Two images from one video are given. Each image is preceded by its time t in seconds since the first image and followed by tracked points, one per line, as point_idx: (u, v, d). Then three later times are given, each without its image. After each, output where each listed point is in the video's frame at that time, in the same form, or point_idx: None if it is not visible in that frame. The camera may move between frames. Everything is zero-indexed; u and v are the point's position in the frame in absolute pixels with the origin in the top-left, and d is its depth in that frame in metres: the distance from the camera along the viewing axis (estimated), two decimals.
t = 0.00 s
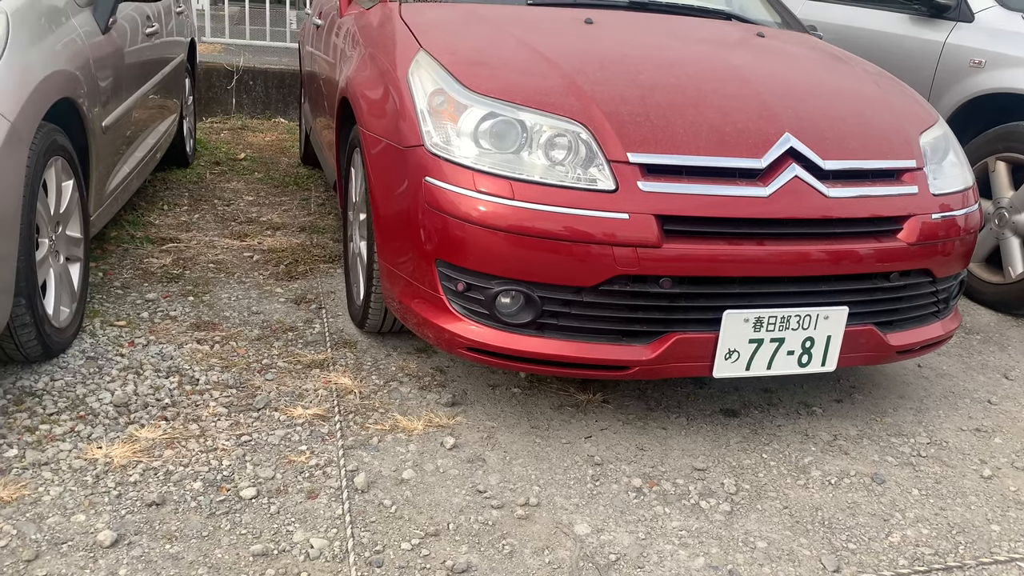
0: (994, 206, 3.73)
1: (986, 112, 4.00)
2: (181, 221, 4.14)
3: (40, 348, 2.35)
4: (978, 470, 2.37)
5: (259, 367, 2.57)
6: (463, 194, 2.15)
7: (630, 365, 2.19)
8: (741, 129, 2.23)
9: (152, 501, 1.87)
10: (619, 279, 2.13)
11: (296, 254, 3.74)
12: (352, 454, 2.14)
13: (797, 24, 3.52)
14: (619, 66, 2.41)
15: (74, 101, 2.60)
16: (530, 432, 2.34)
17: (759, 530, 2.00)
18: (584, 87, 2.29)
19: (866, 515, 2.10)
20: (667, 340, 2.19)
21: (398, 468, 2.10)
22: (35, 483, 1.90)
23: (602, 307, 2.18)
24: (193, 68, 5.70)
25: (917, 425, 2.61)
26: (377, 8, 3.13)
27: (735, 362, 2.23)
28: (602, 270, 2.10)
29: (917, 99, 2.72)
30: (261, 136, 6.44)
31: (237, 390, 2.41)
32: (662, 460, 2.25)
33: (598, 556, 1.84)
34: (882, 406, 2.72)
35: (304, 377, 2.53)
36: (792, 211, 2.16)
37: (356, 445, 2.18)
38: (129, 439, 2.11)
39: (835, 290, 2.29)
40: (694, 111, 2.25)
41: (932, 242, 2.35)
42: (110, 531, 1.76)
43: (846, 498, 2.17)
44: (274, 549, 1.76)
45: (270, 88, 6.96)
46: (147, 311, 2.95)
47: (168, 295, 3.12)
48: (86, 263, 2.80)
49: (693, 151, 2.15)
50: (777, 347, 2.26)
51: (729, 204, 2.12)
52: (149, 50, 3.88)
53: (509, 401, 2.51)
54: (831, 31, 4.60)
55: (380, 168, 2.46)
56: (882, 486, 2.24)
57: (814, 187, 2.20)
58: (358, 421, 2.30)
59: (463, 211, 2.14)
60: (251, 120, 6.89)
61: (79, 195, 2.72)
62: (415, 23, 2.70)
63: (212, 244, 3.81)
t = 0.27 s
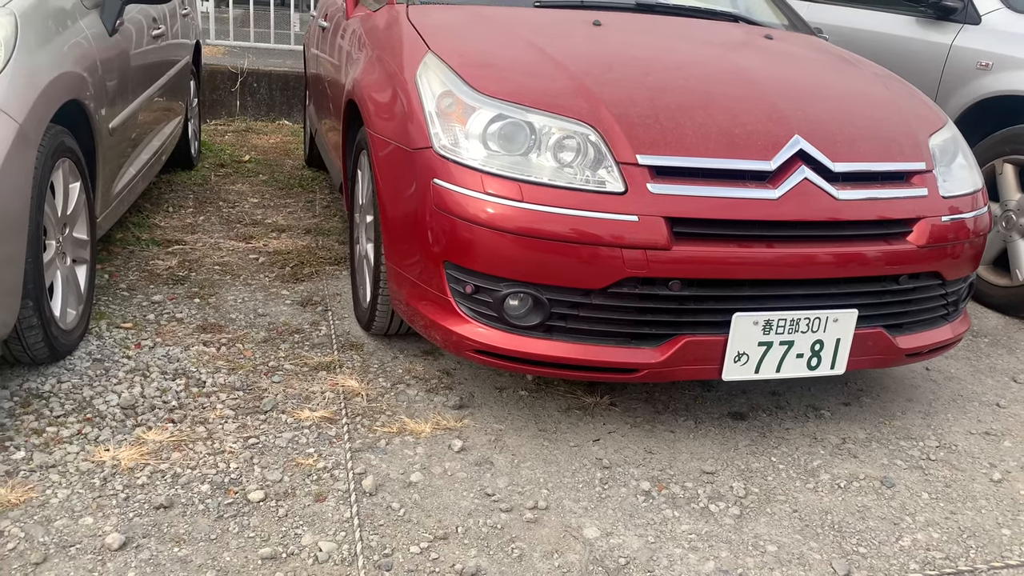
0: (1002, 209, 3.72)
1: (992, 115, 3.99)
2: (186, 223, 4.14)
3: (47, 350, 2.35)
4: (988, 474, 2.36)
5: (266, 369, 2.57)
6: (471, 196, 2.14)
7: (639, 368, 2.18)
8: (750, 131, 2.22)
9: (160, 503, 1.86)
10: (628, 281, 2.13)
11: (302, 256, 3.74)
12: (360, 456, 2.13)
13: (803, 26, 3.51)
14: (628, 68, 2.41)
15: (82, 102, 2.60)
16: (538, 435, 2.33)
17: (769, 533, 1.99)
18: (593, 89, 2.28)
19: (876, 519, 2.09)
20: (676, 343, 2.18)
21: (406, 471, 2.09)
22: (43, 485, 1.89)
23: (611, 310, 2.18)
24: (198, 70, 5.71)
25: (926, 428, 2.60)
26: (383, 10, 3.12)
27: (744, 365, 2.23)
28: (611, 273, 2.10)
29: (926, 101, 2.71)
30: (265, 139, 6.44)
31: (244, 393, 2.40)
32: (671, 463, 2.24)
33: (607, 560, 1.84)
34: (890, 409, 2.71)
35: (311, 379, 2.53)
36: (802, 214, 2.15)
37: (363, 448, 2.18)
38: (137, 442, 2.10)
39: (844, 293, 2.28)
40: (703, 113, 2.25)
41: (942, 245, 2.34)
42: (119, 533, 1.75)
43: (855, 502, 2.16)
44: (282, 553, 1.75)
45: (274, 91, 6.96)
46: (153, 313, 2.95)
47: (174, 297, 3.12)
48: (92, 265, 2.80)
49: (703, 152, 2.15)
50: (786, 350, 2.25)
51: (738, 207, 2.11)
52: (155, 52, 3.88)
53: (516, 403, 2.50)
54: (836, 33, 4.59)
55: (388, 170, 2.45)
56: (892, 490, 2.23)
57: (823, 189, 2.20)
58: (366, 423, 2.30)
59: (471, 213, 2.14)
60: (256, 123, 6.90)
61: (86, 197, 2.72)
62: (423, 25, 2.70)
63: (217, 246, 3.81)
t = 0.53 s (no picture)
0: (1006, 209, 3.69)
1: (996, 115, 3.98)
2: (189, 224, 4.13)
3: (51, 351, 2.34)
4: (996, 474, 2.35)
5: (271, 370, 2.56)
6: (477, 196, 2.13)
7: (646, 369, 2.18)
8: (757, 131, 2.22)
9: (167, 505, 1.85)
10: (635, 282, 2.12)
11: (305, 256, 3.73)
12: (366, 458, 2.13)
13: (807, 26, 3.50)
14: (634, 68, 2.40)
15: (86, 102, 2.59)
16: (544, 436, 2.32)
17: (777, 534, 1.98)
18: (599, 89, 2.27)
19: (884, 520, 2.08)
20: (683, 344, 2.17)
21: (412, 472, 2.08)
22: (48, 487, 1.88)
23: (618, 310, 2.17)
24: (199, 70, 5.70)
25: (932, 429, 2.59)
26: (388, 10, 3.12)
27: (751, 365, 2.22)
28: (618, 273, 2.09)
29: (932, 101, 2.70)
30: (266, 139, 6.43)
31: (249, 394, 2.39)
32: (677, 464, 2.24)
33: (616, 562, 1.83)
34: (896, 410, 2.71)
35: (316, 380, 2.52)
36: (809, 214, 2.15)
37: (369, 449, 2.17)
38: (142, 443, 2.09)
39: (851, 293, 2.27)
40: (710, 113, 2.24)
41: (949, 245, 2.34)
42: (125, 535, 1.75)
43: (863, 503, 2.15)
44: (290, 555, 1.74)
45: (275, 91, 6.96)
46: (157, 314, 2.94)
47: (178, 298, 3.11)
48: (96, 266, 2.79)
49: (710, 152, 2.14)
50: (793, 351, 2.24)
51: (746, 207, 2.11)
52: (158, 53, 3.88)
53: (522, 404, 2.50)
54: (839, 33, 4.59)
55: (394, 171, 2.45)
56: (900, 491, 2.22)
57: (830, 189, 2.19)
58: (371, 424, 2.29)
59: (477, 214, 2.13)
60: (257, 123, 6.89)
61: (89, 198, 2.71)
62: (428, 25, 2.69)
63: (220, 246, 3.80)
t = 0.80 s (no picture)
0: (1010, 209, 3.68)
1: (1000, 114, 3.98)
2: (191, 226, 4.13)
3: (56, 354, 2.33)
4: (1004, 475, 2.35)
5: (276, 373, 2.55)
6: (483, 198, 2.13)
7: (653, 371, 2.17)
8: (765, 131, 2.21)
9: (174, 509, 1.84)
10: (644, 283, 2.11)
11: (308, 258, 3.72)
12: (373, 461, 2.12)
13: (812, 26, 3.50)
14: (641, 69, 2.39)
15: (89, 105, 2.59)
16: (551, 438, 2.31)
17: (787, 536, 1.97)
18: (606, 90, 2.27)
19: (894, 521, 2.07)
20: (691, 345, 2.16)
21: (420, 475, 2.08)
22: (55, 491, 1.87)
23: (626, 312, 2.16)
24: (201, 72, 5.70)
25: (940, 429, 2.59)
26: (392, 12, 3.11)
27: (759, 366, 2.21)
28: (626, 275, 2.08)
29: (939, 102, 2.69)
30: (267, 141, 6.42)
31: (255, 397, 2.39)
32: (685, 466, 2.23)
33: (626, 564, 1.82)
34: (903, 410, 2.70)
35: (322, 383, 2.51)
36: (818, 215, 2.14)
37: (376, 451, 2.16)
38: (148, 447, 2.09)
39: (859, 294, 2.26)
40: (717, 114, 2.23)
41: (956, 245, 2.33)
42: (133, 540, 1.74)
43: (872, 504, 2.14)
44: (298, 559, 1.73)
45: (276, 93, 6.95)
46: (161, 317, 2.93)
47: (182, 301, 3.11)
48: (100, 268, 2.79)
49: (718, 153, 2.13)
50: (801, 352, 2.23)
51: (754, 207, 2.10)
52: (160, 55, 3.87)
53: (528, 406, 2.49)
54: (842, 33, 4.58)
55: (399, 172, 2.44)
56: (908, 492, 2.21)
57: (838, 189, 2.18)
58: (378, 427, 2.28)
59: (483, 215, 2.12)
60: (258, 125, 6.88)
61: (93, 200, 2.70)
62: (433, 26, 2.69)
63: (223, 248, 3.80)
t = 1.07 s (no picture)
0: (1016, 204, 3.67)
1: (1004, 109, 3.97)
2: (195, 231, 4.12)
3: (63, 361, 2.33)
4: (1016, 472, 2.34)
5: (284, 377, 2.54)
6: (491, 199, 2.12)
7: (664, 371, 2.16)
8: (774, 130, 2.20)
9: (185, 515, 1.84)
10: (654, 283, 2.10)
11: (313, 262, 3.71)
12: (384, 464, 2.11)
13: (815, 23, 3.49)
14: (648, 68, 2.39)
15: (94, 110, 2.58)
16: (561, 440, 2.31)
17: (801, 536, 1.96)
18: (614, 89, 2.26)
19: (907, 519, 2.06)
20: (702, 345, 2.16)
21: (431, 478, 2.07)
22: (65, 499, 1.86)
23: (637, 312, 2.15)
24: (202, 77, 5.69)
25: (950, 426, 2.58)
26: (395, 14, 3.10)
27: (770, 365, 2.20)
28: (636, 275, 2.07)
29: (946, 98, 2.69)
30: (268, 144, 6.42)
31: (263, 401, 2.38)
32: (697, 466, 2.22)
33: (640, 566, 1.81)
34: (913, 407, 2.69)
35: (330, 387, 2.50)
36: (827, 213, 2.14)
37: (386, 455, 2.15)
38: (158, 453, 2.08)
39: (869, 292, 2.26)
40: (725, 112, 2.23)
41: (966, 241, 2.32)
42: (145, 547, 1.73)
43: (885, 502, 2.13)
44: (311, 564, 1.73)
45: (276, 96, 6.94)
46: (167, 322, 2.93)
47: (187, 306, 3.10)
48: (106, 274, 2.78)
49: (726, 152, 2.13)
50: (812, 350, 2.23)
51: (764, 206, 2.09)
52: (162, 60, 3.86)
53: (537, 408, 2.48)
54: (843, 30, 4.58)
55: (407, 174, 2.44)
56: (921, 490, 2.20)
57: (848, 187, 2.18)
58: (387, 430, 2.27)
59: (492, 216, 2.12)
60: (258, 128, 6.87)
61: (98, 206, 2.70)
62: (438, 27, 2.68)
63: (227, 253, 3.79)
